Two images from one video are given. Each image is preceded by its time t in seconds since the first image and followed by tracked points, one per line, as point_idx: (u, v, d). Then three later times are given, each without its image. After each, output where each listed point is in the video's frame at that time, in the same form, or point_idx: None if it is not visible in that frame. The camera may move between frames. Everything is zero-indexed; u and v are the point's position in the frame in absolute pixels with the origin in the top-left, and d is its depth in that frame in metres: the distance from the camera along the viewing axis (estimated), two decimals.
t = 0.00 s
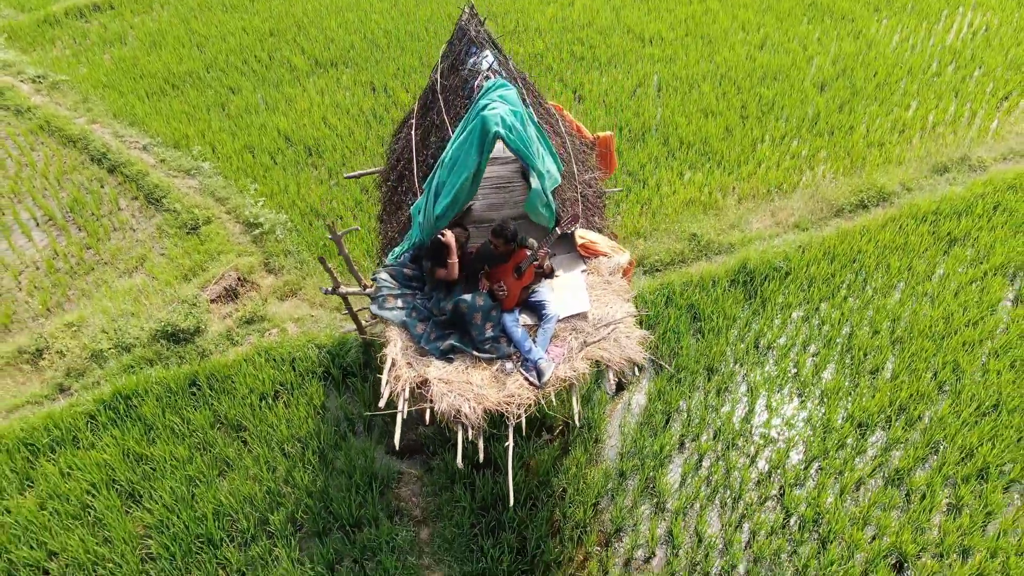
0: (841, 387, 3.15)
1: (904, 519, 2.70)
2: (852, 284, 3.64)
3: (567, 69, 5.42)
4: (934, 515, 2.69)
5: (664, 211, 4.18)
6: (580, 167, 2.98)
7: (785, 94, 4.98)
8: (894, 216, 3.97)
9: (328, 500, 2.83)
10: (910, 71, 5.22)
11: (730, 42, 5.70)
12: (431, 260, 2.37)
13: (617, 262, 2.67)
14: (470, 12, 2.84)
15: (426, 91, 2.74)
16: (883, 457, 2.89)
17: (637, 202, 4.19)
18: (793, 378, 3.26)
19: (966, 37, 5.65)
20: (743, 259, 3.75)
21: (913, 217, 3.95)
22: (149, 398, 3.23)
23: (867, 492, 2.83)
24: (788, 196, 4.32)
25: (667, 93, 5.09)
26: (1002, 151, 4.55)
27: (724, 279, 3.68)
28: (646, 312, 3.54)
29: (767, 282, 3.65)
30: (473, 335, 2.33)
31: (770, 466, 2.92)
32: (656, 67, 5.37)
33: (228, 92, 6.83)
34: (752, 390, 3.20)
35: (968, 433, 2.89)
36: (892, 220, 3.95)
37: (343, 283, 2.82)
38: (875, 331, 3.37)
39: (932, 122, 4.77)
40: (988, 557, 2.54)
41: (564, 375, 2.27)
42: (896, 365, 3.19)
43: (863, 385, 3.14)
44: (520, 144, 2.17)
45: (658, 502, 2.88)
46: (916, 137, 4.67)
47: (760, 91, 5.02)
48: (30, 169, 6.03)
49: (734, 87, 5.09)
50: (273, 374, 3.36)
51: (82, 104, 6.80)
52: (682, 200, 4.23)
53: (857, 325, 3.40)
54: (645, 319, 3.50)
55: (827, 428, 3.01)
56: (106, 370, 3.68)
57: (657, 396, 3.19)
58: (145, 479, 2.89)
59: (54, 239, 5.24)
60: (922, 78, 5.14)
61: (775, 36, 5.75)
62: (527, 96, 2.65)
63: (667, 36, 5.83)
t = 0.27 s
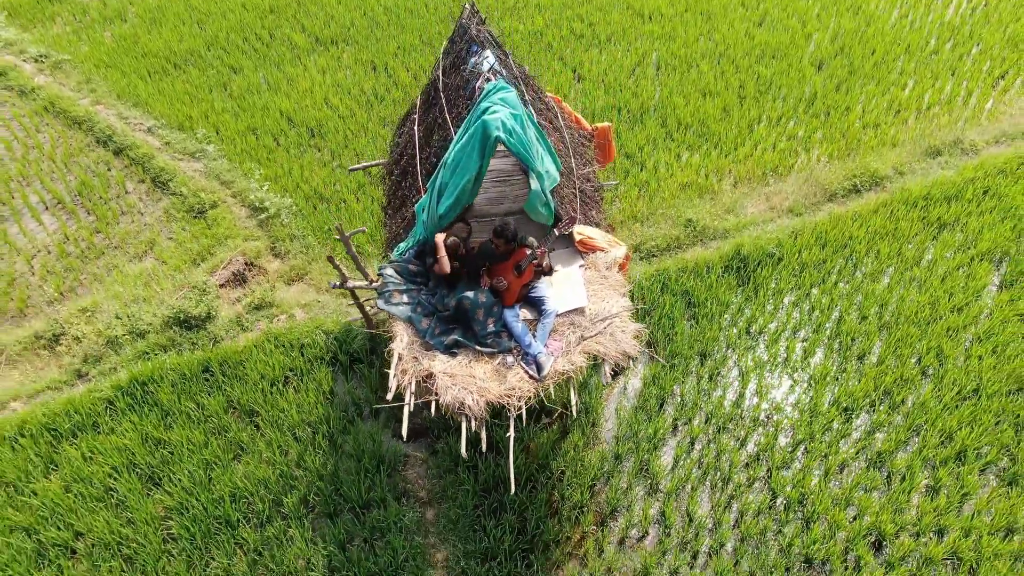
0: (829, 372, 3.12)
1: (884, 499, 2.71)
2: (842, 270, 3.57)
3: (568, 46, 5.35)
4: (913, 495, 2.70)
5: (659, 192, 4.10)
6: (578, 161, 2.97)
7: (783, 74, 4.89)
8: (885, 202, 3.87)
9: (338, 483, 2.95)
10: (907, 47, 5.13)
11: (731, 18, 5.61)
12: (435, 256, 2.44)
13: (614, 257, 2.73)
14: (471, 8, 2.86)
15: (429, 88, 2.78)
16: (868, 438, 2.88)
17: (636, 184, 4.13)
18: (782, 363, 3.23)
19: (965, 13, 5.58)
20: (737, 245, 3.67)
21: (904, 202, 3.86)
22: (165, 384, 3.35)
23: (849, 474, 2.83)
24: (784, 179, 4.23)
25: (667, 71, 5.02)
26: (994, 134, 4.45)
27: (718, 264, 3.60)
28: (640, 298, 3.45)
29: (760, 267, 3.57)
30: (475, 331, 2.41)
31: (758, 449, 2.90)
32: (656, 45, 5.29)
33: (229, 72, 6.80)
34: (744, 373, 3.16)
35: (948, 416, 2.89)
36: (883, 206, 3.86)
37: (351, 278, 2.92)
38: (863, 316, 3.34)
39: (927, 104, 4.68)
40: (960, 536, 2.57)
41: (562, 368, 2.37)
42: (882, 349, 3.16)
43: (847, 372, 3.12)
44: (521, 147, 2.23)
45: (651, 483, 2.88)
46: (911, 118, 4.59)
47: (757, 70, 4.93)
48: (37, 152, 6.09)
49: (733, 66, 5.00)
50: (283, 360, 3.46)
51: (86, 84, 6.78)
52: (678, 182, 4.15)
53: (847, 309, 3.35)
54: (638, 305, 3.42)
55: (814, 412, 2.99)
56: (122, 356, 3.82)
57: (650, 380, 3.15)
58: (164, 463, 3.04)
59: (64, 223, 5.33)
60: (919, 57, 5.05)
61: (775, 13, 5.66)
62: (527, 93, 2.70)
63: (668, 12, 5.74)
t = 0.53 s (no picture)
0: (815, 361, 3.09)
1: (865, 483, 2.73)
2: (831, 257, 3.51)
3: (567, 27, 5.28)
4: (893, 478, 2.72)
5: (655, 178, 4.07)
6: (577, 157, 3.00)
7: (780, 57, 4.77)
8: (874, 190, 3.76)
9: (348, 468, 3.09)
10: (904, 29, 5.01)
11: None
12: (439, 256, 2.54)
13: (609, 254, 2.84)
14: (471, 8, 2.92)
15: (432, 87, 2.84)
16: (849, 424, 2.89)
17: (633, 170, 4.08)
18: (770, 351, 3.21)
19: None
20: (730, 234, 3.59)
21: (892, 190, 3.75)
22: (180, 371, 3.48)
23: (831, 458, 2.84)
24: (778, 165, 4.17)
25: (665, 53, 4.95)
26: (985, 121, 4.33)
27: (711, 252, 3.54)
28: (635, 287, 3.41)
29: (753, 254, 3.51)
30: (478, 327, 2.52)
31: (747, 434, 2.91)
32: (655, 25, 5.21)
33: (231, 54, 6.79)
34: (734, 360, 3.15)
35: (928, 403, 2.88)
36: (873, 195, 3.74)
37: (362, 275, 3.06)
38: (850, 304, 3.30)
39: (922, 88, 4.56)
40: (934, 517, 2.61)
41: (560, 362, 2.47)
42: (869, 336, 3.14)
43: (835, 358, 3.10)
44: (521, 152, 2.29)
45: (645, 466, 2.91)
46: (905, 103, 4.49)
47: (755, 51, 4.84)
48: (44, 136, 6.14)
49: (731, 48, 4.90)
50: (291, 348, 3.58)
51: (90, 67, 6.77)
52: (673, 168, 4.10)
53: (834, 299, 3.32)
54: (633, 293, 3.39)
55: (800, 398, 2.98)
56: (136, 344, 4.00)
57: (644, 367, 3.15)
58: (182, 448, 3.19)
59: (74, 209, 5.43)
60: (915, 40, 4.92)
61: None
62: (527, 93, 2.75)
63: None
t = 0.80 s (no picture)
0: (802, 350, 3.10)
1: (846, 467, 2.77)
2: (819, 247, 3.47)
3: (567, 11, 5.26)
4: (873, 461, 2.76)
5: (652, 164, 4.03)
6: (574, 155, 3.07)
7: (776, 40, 4.71)
8: (863, 178, 3.63)
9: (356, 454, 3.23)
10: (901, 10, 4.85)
11: None
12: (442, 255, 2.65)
13: (604, 251, 2.90)
14: (471, 9, 2.99)
15: (433, 89, 2.92)
16: (833, 411, 2.90)
17: (630, 157, 4.06)
18: (760, 338, 3.21)
19: None
20: (723, 222, 3.56)
21: (881, 179, 3.63)
22: (193, 360, 3.63)
23: (814, 443, 2.88)
24: (771, 153, 4.11)
25: (663, 38, 4.92)
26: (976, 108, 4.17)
27: (705, 241, 3.52)
28: (631, 276, 3.44)
29: (746, 244, 3.48)
30: (479, 323, 2.64)
31: (735, 420, 2.96)
32: (654, 8, 5.16)
33: (233, 39, 6.79)
34: (724, 348, 3.18)
35: (909, 389, 2.87)
36: (861, 184, 3.62)
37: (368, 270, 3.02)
38: (837, 292, 3.27)
39: (917, 72, 4.43)
40: (911, 499, 2.64)
41: (556, 356, 2.59)
42: (855, 324, 3.12)
43: (821, 344, 3.11)
44: (521, 157, 2.36)
45: (638, 451, 3.02)
46: (899, 88, 4.37)
47: (752, 35, 4.78)
48: (51, 123, 6.20)
49: (727, 32, 4.85)
50: (300, 337, 3.70)
51: (94, 52, 6.77)
52: (668, 156, 4.07)
53: (823, 287, 3.30)
54: (628, 283, 3.42)
55: (787, 385, 3.01)
56: (149, 333, 4.21)
57: (639, 355, 3.21)
58: (197, 434, 3.35)
59: (83, 197, 5.52)
60: (910, 22, 4.75)
61: None
62: (526, 95, 2.84)
63: None
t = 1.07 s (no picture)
0: (790, 340, 3.20)
1: (828, 454, 2.90)
2: (805, 240, 3.51)
3: None
4: (854, 448, 2.88)
5: (649, 155, 4.14)
6: (571, 154, 3.16)
7: (771, 28, 4.71)
8: (851, 171, 3.60)
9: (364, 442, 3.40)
10: None
11: None
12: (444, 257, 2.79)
13: (599, 250, 3.00)
14: (471, 15, 3.09)
15: (435, 92, 3.02)
16: (816, 400, 3.02)
17: (626, 148, 4.15)
18: (749, 328, 3.32)
19: None
20: (715, 215, 3.65)
21: (871, 171, 3.59)
22: (206, 351, 3.77)
23: (798, 431, 3.01)
24: (765, 143, 4.14)
25: (661, 27, 4.96)
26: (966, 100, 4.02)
27: (697, 233, 3.61)
28: (627, 268, 3.57)
29: (738, 237, 3.57)
30: (479, 322, 2.82)
31: (724, 408, 3.11)
32: None
33: (235, 25, 6.76)
34: (715, 339, 3.31)
35: (890, 378, 2.97)
36: (851, 176, 3.60)
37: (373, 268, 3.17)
38: (825, 283, 3.34)
39: (910, 60, 4.33)
40: (888, 484, 2.77)
41: (553, 353, 2.71)
42: (840, 315, 3.21)
43: (807, 335, 3.21)
44: (520, 163, 2.45)
45: (631, 438, 3.17)
46: (892, 77, 4.29)
47: (749, 23, 4.78)
48: (58, 112, 6.16)
49: (725, 19, 4.86)
50: (308, 328, 3.84)
51: (99, 41, 6.63)
52: (664, 147, 4.15)
53: (811, 278, 3.37)
54: (623, 276, 3.54)
55: (774, 375, 3.13)
56: (163, 325, 4.43)
57: (634, 345, 3.34)
58: (213, 423, 3.51)
59: (94, 187, 5.60)
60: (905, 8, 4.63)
61: None
62: (524, 99, 2.94)
63: None
